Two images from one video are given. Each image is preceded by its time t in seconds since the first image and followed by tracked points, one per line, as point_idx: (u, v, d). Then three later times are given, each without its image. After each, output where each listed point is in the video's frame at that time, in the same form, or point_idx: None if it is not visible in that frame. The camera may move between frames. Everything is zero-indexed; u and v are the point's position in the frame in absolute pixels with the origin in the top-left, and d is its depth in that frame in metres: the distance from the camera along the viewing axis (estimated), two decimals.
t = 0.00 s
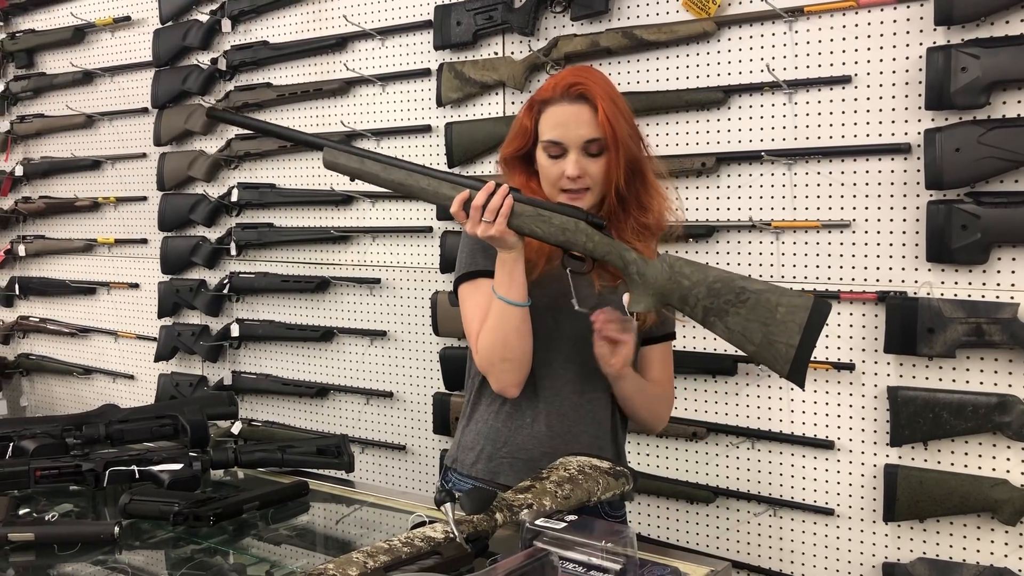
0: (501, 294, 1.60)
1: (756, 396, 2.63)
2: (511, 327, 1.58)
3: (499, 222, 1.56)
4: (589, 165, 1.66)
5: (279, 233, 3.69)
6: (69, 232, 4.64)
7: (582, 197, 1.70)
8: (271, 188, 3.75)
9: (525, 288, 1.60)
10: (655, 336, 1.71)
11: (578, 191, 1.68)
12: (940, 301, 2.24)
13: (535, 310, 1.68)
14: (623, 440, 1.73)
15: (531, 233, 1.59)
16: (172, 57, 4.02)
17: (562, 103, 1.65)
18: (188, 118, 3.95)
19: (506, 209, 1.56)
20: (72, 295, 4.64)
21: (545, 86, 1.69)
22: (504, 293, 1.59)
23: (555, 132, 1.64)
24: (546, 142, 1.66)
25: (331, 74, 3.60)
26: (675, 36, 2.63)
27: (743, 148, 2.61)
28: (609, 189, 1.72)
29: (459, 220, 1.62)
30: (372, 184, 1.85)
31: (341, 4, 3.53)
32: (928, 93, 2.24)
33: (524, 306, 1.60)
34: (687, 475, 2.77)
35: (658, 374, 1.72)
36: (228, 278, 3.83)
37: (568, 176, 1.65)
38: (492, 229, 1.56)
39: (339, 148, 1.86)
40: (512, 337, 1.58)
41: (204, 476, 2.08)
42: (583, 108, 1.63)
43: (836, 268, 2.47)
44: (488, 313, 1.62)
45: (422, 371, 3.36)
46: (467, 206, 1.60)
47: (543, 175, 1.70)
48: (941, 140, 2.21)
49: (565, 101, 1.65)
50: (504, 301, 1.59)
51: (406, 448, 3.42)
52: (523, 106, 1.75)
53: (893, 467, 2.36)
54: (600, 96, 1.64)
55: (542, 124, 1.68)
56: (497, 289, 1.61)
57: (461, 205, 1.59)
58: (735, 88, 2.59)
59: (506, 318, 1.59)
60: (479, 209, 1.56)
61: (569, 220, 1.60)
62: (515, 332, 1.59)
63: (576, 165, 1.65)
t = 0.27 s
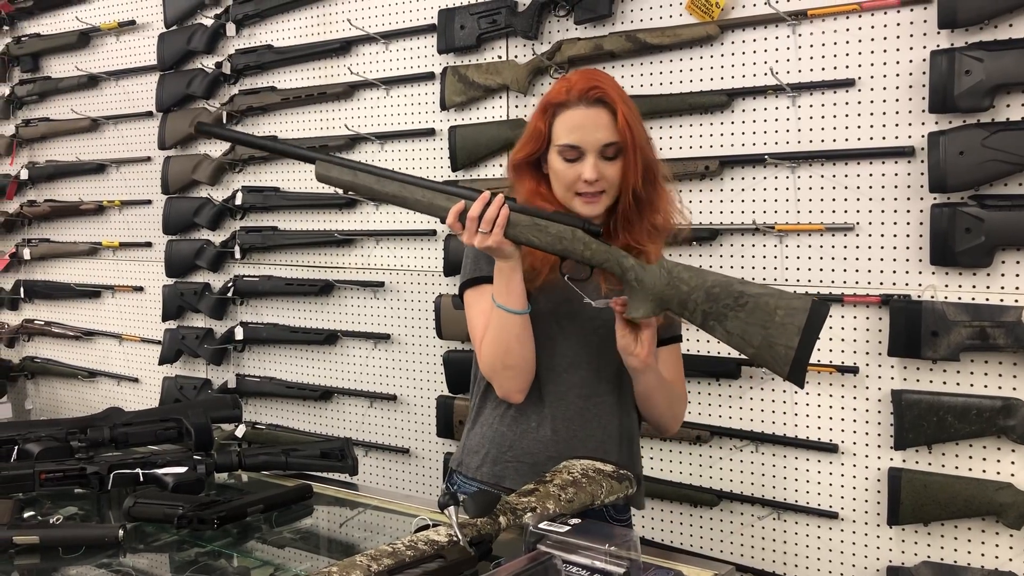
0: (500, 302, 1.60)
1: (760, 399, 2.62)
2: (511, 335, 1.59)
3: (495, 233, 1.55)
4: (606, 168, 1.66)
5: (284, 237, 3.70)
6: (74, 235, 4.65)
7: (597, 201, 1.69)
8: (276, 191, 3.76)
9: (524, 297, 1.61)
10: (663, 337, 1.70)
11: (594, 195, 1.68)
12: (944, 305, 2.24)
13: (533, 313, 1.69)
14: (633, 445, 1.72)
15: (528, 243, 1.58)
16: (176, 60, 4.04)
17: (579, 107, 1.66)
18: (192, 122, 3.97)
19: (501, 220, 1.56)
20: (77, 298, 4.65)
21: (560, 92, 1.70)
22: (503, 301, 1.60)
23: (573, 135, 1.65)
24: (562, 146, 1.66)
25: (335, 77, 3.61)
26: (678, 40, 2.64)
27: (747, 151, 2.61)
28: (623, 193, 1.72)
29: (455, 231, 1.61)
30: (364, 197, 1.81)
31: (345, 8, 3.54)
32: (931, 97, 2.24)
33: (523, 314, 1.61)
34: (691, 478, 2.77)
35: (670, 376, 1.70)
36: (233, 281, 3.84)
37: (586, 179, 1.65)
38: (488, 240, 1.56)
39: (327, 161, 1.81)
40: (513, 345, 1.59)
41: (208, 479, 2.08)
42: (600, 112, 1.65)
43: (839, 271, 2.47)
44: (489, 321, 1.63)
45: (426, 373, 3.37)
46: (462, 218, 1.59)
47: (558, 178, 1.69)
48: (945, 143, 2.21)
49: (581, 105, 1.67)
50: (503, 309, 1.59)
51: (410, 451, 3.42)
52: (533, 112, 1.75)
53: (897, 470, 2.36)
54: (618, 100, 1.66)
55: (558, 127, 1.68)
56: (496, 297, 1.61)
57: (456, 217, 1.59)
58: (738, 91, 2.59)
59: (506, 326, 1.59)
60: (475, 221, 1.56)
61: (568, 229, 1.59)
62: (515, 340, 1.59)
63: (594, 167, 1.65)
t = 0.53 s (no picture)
0: (497, 310, 1.59)
1: (762, 402, 2.62)
2: (509, 343, 1.58)
3: (491, 246, 1.52)
4: (608, 168, 1.65)
5: (286, 240, 3.71)
6: (77, 239, 4.67)
7: (600, 201, 1.68)
8: (278, 195, 3.77)
9: (520, 304, 1.59)
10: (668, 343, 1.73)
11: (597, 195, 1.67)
12: (946, 307, 2.24)
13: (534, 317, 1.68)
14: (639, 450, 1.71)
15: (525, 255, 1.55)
16: (179, 64, 4.05)
17: (580, 107, 1.66)
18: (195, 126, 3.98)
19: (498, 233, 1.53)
20: (79, 302, 4.66)
21: (562, 92, 1.70)
22: (499, 309, 1.58)
23: (574, 135, 1.64)
24: (564, 145, 1.66)
25: (337, 81, 3.62)
26: (679, 42, 2.64)
27: (748, 154, 2.61)
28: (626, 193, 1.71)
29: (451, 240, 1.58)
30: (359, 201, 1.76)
31: (346, 12, 3.56)
32: (932, 98, 2.24)
33: (520, 323, 1.60)
34: (693, 481, 2.76)
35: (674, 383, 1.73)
36: (235, 285, 3.85)
37: (588, 180, 1.64)
38: (484, 252, 1.53)
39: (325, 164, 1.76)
40: (511, 353, 1.59)
41: (210, 482, 2.08)
42: (601, 111, 1.65)
43: (841, 273, 2.47)
44: (487, 326, 1.62)
45: (428, 376, 3.37)
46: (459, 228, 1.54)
47: (560, 179, 1.68)
48: (946, 145, 2.21)
49: (583, 104, 1.66)
50: (500, 317, 1.58)
51: (413, 454, 3.43)
52: (536, 113, 1.75)
53: (899, 472, 2.35)
54: (619, 100, 1.66)
55: (560, 127, 1.68)
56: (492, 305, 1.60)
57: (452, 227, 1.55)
58: (739, 94, 2.59)
59: (503, 334, 1.58)
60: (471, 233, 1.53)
61: (563, 242, 1.56)
62: (513, 349, 1.59)
63: (595, 167, 1.64)
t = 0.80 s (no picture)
0: (464, 320, 1.51)
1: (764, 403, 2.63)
2: (480, 355, 1.54)
3: (460, 259, 1.38)
4: (592, 168, 1.61)
5: (289, 243, 3.72)
6: (81, 243, 4.69)
7: (584, 203, 1.64)
8: (280, 199, 3.79)
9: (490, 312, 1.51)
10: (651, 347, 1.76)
11: (580, 196, 1.63)
12: (946, 307, 2.24)
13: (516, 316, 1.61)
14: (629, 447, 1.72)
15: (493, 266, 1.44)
16: (181, 68, 4.07)
17: (567, 104, 1.63)
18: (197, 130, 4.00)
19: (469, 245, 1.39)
20: (83, 306, 4.68)
21: (551, 90, 1.67)
22: (467, 321, 1.50)
23: (557, 133, 1.61)
24: (548, 142, 1.63)
25: (339, 85, 3.63)
26: (679, 45, 2.65)
27: (748, 155, 2.62)
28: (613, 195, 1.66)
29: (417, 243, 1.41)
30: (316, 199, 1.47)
31: (348, 16, 3.57)
32: (932, 99, 2.24)
33: (492, 324, 1.53)
34: (695, 482, 2.76)
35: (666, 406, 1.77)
36: (238, 288, 3.86)
37: (569, 179, 1.61)
38: (452, 264, 1.40)
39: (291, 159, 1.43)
40: (483, 363, 1.55)
41: (212, 485, 2.09)
42: (587, 110, 1.61)
43: (842, 274, 2.48)
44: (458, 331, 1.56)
45: (430, 379, 3.38)
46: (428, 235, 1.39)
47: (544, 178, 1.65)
48: (946, 146, 2.21)
49: (569, 102, 1.63)
50: (468, 329, 1.51)
51: (415, 456, 3.43)
52: (528, 108, 1.73)
53: (900, 473, 2.35)
54: (606, 100, 1.61)
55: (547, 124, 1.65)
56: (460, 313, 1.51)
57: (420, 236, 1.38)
58: (739, 96, 2.60)
59: (472, 345, 1.53)
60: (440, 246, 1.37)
61: (534, 258, 1.46)
62: (484, 358, 1.55)
63: (578, 167, 1.60)
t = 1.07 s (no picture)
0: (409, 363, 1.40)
1: (769, 403, 2.63)
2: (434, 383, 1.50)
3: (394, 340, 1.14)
4: (545, 166, 1.60)
5: (297, 246, 3.76)
6: (93, 247, 4.74)
7: (536, 204, 1.62)
8: (289, 202, 3.83)
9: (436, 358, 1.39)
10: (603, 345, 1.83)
11: (532, 195, 1.61)
12: (950, 307, 2.24)
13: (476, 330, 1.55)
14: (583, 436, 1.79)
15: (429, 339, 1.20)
16: (191, 72, 4.11)
17: (523, 101, 1.63)
18: (207, 134, 4.04)
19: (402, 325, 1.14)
20: (95, 309, 4.74)
21: (508, 86, 1.68)
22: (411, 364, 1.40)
23: (512, 128, 1.62)
24: (503, 138, 1.63)
25: (346, 88, 3.66)
26: (684, 46, 2.66)
27: (753, 156, 2.63)
28: (565, 198, 1.65)
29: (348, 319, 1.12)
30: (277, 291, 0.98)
31: (355, 19, 3.60)
32: (936, 100, 2.25)
33: (440, 360, 1.43)
34: (701, 482, 2.77)
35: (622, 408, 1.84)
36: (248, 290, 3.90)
37: (521, 177, 1.59)
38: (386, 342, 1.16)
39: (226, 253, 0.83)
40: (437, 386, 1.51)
41: (218, 484, 2.12)
42: (543, 107, 1.61)
43: (847, 274, 2.48)
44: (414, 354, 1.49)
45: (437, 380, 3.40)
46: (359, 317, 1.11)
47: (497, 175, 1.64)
48: (950, 146, 2.21)
49: (526, 99, 1.63)
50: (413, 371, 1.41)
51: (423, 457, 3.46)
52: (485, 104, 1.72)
53: (906, 473, 2.36)
54: (563, 98, 1.61)
55: (503, 120, 1.65)
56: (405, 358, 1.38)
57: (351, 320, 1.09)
58: (743, 97, 2.61)
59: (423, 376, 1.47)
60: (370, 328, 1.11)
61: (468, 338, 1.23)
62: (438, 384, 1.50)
63: (530, 165, 1.59)
